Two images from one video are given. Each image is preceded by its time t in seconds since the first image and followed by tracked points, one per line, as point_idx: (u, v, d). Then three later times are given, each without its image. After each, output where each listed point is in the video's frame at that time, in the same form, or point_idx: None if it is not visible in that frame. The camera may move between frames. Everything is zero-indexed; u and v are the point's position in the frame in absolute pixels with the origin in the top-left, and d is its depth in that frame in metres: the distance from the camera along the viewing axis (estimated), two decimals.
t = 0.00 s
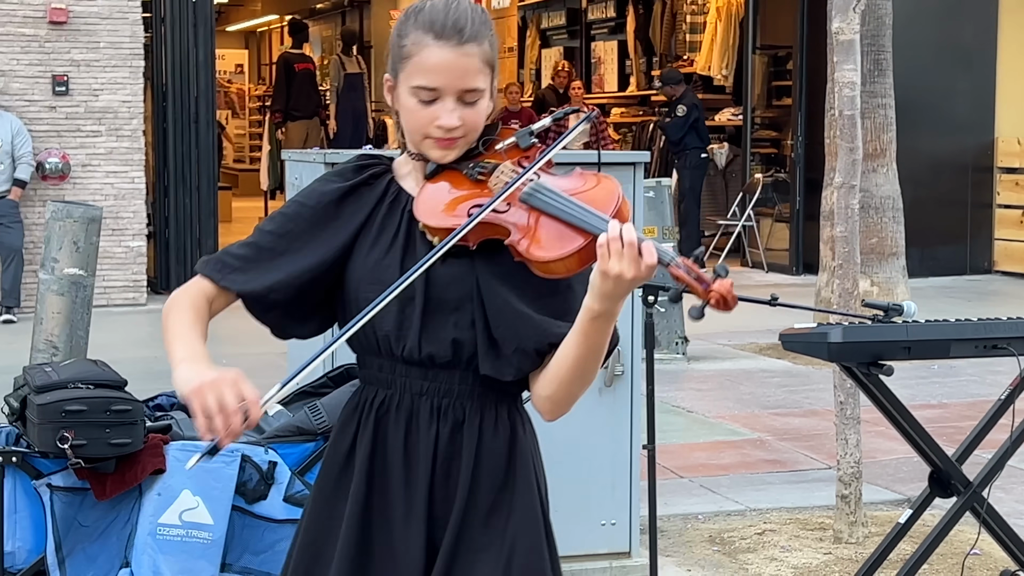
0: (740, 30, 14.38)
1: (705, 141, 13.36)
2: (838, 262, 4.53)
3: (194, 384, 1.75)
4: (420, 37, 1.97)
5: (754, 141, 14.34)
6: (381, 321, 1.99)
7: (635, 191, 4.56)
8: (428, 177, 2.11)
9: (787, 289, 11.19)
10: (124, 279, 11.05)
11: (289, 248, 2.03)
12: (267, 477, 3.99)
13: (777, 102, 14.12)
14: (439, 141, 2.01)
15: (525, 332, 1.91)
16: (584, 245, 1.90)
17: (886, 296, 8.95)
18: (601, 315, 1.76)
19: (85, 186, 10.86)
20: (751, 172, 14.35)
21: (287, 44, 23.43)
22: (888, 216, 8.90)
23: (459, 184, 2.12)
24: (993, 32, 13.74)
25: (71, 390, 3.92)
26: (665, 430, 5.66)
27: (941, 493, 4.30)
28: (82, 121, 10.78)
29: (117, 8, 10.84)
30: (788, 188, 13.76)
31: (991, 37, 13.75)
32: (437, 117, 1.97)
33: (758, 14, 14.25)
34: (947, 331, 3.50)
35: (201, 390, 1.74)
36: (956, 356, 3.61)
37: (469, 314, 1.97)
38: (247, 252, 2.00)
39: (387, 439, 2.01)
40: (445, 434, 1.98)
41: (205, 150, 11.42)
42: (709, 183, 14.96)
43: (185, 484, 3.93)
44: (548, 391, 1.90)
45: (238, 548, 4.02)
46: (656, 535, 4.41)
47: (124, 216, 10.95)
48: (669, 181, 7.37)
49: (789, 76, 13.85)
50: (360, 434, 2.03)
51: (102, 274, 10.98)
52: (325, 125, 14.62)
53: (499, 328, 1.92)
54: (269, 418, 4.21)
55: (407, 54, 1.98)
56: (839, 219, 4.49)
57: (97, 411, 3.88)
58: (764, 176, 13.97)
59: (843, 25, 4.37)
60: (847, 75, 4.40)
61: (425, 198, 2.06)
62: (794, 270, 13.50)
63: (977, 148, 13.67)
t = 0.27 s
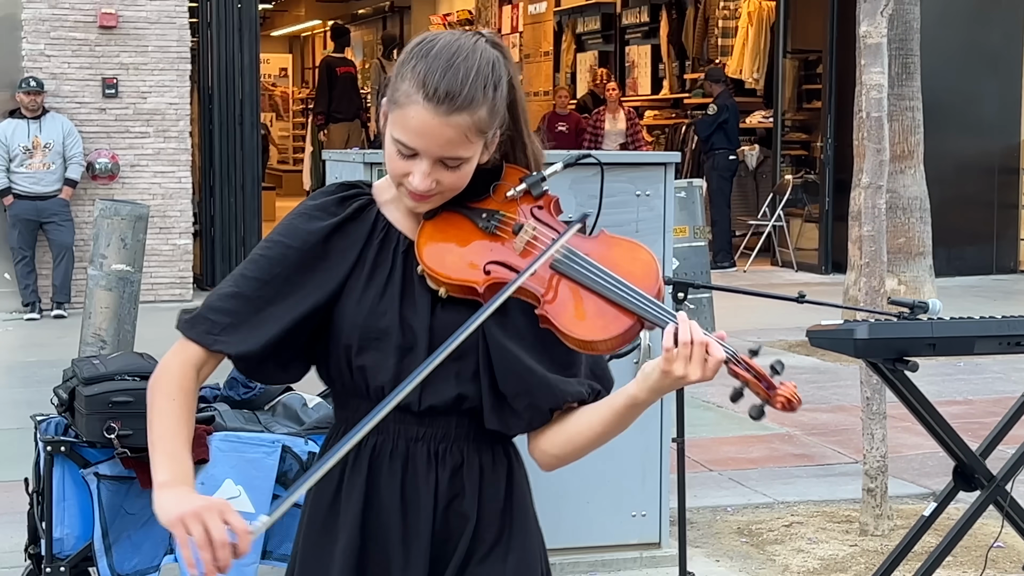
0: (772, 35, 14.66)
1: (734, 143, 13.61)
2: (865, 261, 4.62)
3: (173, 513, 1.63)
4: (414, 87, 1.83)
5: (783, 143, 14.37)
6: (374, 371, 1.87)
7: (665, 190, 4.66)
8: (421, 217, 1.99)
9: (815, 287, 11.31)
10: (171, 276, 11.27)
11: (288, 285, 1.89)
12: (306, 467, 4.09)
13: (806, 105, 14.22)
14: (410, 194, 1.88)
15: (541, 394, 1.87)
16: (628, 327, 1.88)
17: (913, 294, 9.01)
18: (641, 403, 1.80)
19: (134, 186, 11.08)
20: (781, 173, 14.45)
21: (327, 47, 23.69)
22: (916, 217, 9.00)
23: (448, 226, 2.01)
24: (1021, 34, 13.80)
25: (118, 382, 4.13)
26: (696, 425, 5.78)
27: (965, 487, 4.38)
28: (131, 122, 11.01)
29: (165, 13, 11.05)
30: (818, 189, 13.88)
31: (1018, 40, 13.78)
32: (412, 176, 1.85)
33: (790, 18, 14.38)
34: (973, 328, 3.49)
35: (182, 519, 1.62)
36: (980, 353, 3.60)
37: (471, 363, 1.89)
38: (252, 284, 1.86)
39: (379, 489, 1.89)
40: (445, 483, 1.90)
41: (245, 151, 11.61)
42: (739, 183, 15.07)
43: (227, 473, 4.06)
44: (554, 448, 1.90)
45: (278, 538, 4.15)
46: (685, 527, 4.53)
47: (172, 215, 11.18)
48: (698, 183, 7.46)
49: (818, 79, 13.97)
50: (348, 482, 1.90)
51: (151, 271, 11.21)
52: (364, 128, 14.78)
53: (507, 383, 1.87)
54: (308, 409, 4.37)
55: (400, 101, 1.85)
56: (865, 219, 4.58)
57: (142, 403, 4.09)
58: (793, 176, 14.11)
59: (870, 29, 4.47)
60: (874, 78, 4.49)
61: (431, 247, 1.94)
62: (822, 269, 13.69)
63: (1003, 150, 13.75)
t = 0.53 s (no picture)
0: (785, 46, 14.75)
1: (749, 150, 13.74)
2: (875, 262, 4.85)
3: (291, 522, 1.52)
4: (387, 113, 1.75)
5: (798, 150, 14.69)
6: (359, 402, 1.83)
7: (684, 195, 4.91)
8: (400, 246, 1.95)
9: (827, 287, 11.61)
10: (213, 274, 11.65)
11: (266, 315, 1.80)
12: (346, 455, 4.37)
13: (819, 114, 14.47)
14: (389, 222, 1.81)
15: (537, 422, 1.88)
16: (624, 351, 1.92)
17: (920, 293, 9.38)
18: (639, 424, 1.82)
19: (181, 189, 11.58)
20: (793, 179, 14.74)
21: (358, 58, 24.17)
22: (924, 220, 9.27)
23: (427, 252, 1.99)
24: None
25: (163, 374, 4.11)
26: (713, 418, 6.04)
27: (970, 478, 4.56)
28: (177, 130, 11.49)
29: (210, 25, 11.51)
30: (829, 193, 14.16)
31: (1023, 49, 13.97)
32: (390, 205, 1.77)
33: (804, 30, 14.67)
34: (978, 326, 3.74)
35: (301, 527, 1.51)
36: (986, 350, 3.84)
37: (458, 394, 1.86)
38: (237, 301, 1.77)
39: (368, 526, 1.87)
40: (432, 513, 1.89)
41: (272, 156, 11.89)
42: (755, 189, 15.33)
43: (270, 462, 4.28)
44: (547, 477, 1.91)
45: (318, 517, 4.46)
46: (701, 514, 4.77)
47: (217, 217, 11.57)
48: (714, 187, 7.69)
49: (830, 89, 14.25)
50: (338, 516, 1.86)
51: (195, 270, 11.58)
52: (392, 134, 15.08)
53: (493, 406, 1.87)
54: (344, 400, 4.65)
55: (370, 127, 1.76)
56: (876, 222, 4.83)
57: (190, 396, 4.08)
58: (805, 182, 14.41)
59: (881, 41, 4.70)
60: (884, 87, 4.72)
61: (414, 276, 1.90)
62: (834, 270, 13.88)
63: (1008, 156, 13.99)
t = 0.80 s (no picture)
0: (795, 55, 14.91)
1: (763, 156, 14.01)
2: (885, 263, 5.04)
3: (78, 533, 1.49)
4: (384, 47, 1.78)
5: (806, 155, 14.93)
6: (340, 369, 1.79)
7: (700, 199, 5.08)
8: (377, 208, 1.97)
9: (838, 288, 11.78)
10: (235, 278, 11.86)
11: (235, 288, 1.81)
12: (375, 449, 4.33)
13: (828, 121, 14.69)
14: (377, 166, 1.79)
15: (510, 385, 1.76)
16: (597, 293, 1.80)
17: (927, 294, 9.56)
18: (612, 366, 1.67)
19: (213, 194, 11.77)
20: (804, 183, 14.98)
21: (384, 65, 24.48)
22: (932, 223, 9.48)
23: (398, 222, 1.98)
24: None
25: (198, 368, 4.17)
26: (728, 415, 6.22)
27: (977, 472, 4.73)
28: (210, 136, 11.69)
29: (241, 36, 11.70)
30: (839, 198, 14.37)
31: None
32: (377, 140, 1.75)
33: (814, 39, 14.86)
34: (985, 325, 3.93)
35: (85, 540, 1.47)
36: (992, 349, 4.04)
37: (438, 359, 1.82)
38: (206, 273, 1.80)
39: (354, 502, 1.82)
40: (423, 492, 1.84)
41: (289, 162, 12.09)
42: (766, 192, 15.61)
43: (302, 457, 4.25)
44: (522, 449, 1.78)
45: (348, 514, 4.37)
46: (717, 509, 4.95)
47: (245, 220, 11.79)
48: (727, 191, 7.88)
49: (839, 97, 14.46)
50: (316, 496, 1.81)
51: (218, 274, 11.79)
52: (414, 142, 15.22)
53: (468, 376, 1.78)
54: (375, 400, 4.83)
55: (368, 63, 1.78)
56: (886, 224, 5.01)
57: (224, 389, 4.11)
58: (815, 186, 14.63)
59: (890, 50, 4.89)
60: (894, 95, 4.92)
61: (384, 235, 1.91)
62: (843, 272, 14.13)
63: (1012, 161, 14.19)
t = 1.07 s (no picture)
0: (807, 62, 15.10)
1: (774, 160, 13.99)
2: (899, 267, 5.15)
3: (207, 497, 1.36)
4: (383, 20, 1.87)
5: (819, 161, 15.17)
6: (328, 366, 1.73)
7: (717, 204, 5.17)
8: (350, 196, 1.97)
9: (852, 291, 11.94)
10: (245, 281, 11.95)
11: (210, 281, 1.70)
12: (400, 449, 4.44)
13: (838, 126, 14.92)
14: (391, 137, 1.86)
15: (508, 366, 1.84)
16: (607, 262, 2.05)
17: (939, 297, 9.67)
18: (632, 340, 1.74)
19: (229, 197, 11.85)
20: (815, 188, 15.24)
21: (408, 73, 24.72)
22: (942, 227, 9.63)
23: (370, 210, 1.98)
24: None
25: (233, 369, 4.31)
26: (743, 415, 6.32)
27: (990, 473, 4.82)
28: (234, 142, 11.93)
29: (263, 44, 11.99)
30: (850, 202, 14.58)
31: None
32: (399, 106, 1.83)
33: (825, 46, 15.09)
34: (1000, 330, 4.03)
35: (214, 504, 1.35)
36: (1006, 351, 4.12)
37: (427, 353, 1.83)
38: (182, 262, 1.68)
39: (338, 508, 1.76)
40: (404, 493, 1.81)
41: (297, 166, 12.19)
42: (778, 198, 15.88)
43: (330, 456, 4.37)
44: (528, 434, 1.84)
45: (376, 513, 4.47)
46: (734, 508, 5.04)
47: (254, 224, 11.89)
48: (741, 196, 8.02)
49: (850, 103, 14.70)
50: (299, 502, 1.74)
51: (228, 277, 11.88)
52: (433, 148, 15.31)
53: (468, 365, 1.82)
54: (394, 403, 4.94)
55: (374, 34, 1.85)
56: (899, 229, 5.11)
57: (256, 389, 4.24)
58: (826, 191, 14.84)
59: (904, 58, 4.98)
60: (907, 102, 5.01)
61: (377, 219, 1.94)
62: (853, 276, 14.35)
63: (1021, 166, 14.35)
